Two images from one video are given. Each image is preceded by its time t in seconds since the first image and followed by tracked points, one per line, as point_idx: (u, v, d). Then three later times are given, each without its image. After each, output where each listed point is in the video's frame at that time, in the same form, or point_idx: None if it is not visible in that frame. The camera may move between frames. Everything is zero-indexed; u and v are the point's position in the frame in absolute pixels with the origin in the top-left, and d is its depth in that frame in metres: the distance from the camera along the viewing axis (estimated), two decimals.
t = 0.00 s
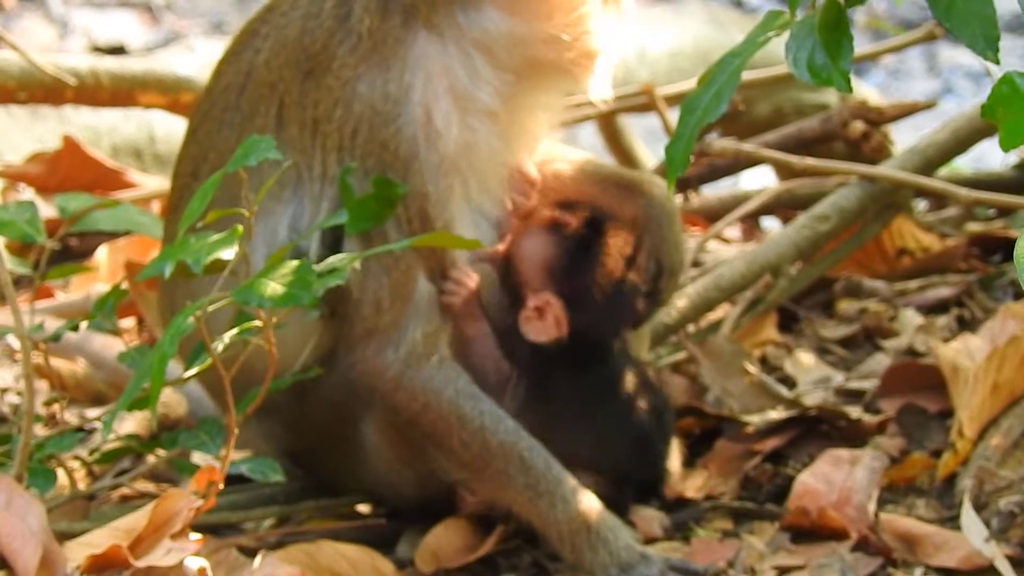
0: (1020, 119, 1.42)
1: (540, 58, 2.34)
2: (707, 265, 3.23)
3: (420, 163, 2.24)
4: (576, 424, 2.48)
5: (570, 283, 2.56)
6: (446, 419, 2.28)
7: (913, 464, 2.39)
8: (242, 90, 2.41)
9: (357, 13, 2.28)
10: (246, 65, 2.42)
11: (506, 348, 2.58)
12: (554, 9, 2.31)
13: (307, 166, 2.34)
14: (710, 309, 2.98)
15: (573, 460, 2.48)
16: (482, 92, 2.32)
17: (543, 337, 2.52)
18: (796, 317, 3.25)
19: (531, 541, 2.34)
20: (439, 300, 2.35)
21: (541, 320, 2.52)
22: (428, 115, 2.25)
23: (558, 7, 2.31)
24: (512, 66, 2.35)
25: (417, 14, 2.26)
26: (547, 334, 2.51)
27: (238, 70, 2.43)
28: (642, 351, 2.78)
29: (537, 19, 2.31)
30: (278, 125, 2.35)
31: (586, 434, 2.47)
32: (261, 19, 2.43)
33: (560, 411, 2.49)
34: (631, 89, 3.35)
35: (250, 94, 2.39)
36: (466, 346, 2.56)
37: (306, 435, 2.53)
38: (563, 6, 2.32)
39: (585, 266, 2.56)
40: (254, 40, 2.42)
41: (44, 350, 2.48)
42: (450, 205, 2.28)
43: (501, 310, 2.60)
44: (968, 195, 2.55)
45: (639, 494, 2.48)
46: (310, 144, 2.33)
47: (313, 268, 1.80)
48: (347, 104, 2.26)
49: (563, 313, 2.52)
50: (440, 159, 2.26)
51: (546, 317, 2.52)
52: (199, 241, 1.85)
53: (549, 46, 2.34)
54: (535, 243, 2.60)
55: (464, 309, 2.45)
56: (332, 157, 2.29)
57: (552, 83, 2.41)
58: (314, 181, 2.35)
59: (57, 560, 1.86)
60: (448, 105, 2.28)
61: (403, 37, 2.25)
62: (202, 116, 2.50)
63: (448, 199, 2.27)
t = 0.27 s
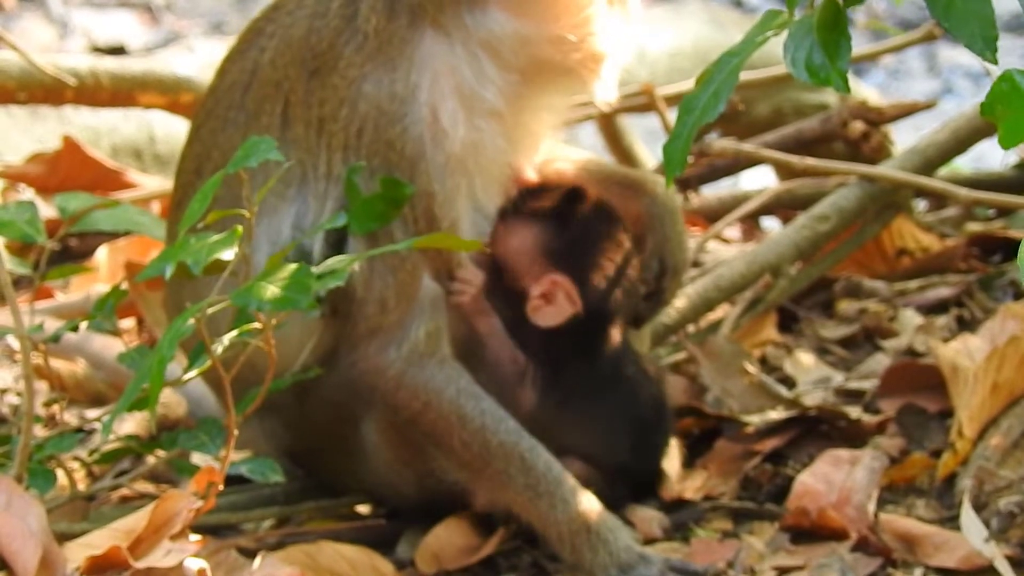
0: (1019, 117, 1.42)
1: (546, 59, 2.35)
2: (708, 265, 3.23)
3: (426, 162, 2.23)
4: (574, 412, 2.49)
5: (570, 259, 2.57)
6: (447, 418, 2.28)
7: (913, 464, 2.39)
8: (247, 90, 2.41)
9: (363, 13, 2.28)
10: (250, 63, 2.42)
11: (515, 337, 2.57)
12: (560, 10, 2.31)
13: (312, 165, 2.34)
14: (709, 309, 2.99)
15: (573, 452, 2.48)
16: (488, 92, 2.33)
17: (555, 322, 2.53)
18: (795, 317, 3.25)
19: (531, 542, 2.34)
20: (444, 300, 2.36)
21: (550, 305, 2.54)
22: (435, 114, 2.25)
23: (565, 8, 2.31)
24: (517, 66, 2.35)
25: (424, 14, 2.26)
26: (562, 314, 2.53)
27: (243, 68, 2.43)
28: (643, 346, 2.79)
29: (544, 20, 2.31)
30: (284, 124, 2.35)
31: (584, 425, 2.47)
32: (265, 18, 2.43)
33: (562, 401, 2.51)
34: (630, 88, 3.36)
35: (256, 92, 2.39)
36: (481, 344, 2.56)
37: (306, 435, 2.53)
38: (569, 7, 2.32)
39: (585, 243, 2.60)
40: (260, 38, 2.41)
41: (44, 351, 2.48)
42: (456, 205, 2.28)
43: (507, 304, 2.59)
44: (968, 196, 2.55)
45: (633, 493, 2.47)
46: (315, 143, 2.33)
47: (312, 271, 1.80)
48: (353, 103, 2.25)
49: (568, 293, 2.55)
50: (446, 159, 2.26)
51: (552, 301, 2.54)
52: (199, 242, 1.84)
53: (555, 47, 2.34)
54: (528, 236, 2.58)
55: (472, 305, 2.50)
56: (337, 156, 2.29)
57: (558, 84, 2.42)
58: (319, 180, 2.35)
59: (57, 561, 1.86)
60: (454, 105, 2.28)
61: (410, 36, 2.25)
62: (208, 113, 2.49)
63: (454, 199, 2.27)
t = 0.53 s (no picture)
0: (1018, 116, 1.42)
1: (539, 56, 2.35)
2: (707, 265, 3.23)
3: (425, 159, 2.23)
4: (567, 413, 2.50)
5: (569, 259, 2.58)
6: (448, 417, 2.27)
7: (913, 464, 2.39)
8: (245, 89, 2.41)
9: (358, 11, 2.29)
10: (249, 62, 2.41)
11: (512, 333, 2.59)
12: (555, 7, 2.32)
13: (311, 164, 2.34)
14: (709, 310, 2.99)
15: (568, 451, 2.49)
16: (485, 89, 2.34)
17: (548, 317, 2.54)
18: (795, 318, 3.25)
19: (532, 543, 2.34)
20: (444, 297, 2.36)
21: (547, 300, 2.54)
22: (432, 111, 2.25)
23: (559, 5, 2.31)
24: (512, 63, 2.36)
25: (420, 12, 2.27)
26: (556, 310, 2.53)
27: (242, 67, 2.43)
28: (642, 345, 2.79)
29: (537, 17, 2.31)
30: (282, 122, 2.35)
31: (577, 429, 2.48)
32: (264, 16, 2.43)
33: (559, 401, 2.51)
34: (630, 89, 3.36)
35: (254, 91, 2.39)
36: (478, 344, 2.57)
37: (307, 434, 2.53)
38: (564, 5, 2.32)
39: (585, 240, 2.60)
40: (258, 37, 2.41)
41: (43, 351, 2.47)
42: (456, 203, 2.27)
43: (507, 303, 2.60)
44: (967, 196, 2.54)
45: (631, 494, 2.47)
46: (314, 142, 2.33)
47: (312, 270, 1.80)
48: (351, 101, 2.25)
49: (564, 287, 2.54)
50: (445, 156, 2.26)
51: (549, 296, 2.54)
52: (199, 241, 1.85)
53: (549, 44, 2.34)
54: (530, 233, 2.60)
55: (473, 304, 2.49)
56: (336, 155, 2.29)
57: (552, 81, 2.42)
58: (319, 178, 2.35)
59: (57, 560, 1.86)
60: (452, 102, 2.28)
61: (406, 34, 2.26)
62: (206, 113, 2.48)
63: (454, 196, 2.27)
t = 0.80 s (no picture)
0: (1016, 115, 1.42)
1: (539, 56, 2.34)
2: (706, 265, 3.24)
3: (427, 159, 2.24)
4: (579, 408, 2.52)
5: (609, 242, 2.66)
6: (448, 416, 2.26)
7: (912, 463, 2.39)
8: (247, 88, 2.41)
9: (358, 8, 2.28)
10: (250, 60, 2.42)
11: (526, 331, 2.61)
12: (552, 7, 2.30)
13: (312, 163, 2.34)
14: (708, 309, 2.99)
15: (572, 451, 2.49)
16: (486, 87, 2.33)
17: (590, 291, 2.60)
18: (794, 318, 3.25)
19: (531, 543, 2.34)
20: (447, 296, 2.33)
21: (583, 276, 2.60)
22: (434, 109, 2.25)
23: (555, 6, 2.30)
24: (512, 62, 2.35)
25: (420, 10, 2.27)
26: (595, 285, 2.59)
27: (244, 64, 2.43)
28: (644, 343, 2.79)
29: (534, 17, 2.30)
30: (284, 120, 2.36)
31: (586, 425, 2.50)
32: (266, 15, 2.43)
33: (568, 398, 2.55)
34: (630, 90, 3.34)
35: (256, 90, 2.39)
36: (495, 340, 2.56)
37: (305, 434, 2.53)
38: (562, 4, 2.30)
39: (615, 233, 2.67)
40: (260, 35, 2.42)
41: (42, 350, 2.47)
42: (457, 203, 2.27)
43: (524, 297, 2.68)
44: (967, 196, 2.54)
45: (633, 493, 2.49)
46: (315, 140, 2.32)
47: (310, 271, 1.80)
48: (352, 100, 2.25)
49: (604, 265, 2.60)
50: (447, 155, 2.26)
51: (587, 272, 2.60)
52: (198, 241, 1.85)
53: (546, 44, 2.33)
54: (558, 221, 2.68)
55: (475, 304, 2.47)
56: (338, 153, 2.29)
57: (552, 81, 2.41)
58: (319, 177, 2.35)
59: (56, 560, 1.86)
60: (453, 100, 2.28)
61: (407, 32, 2.26)
62: (206, 112, 2.49)
63: (455, 196, 2.27)
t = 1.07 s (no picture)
0: (1013, 113, 1.42)
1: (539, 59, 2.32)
2: (706, 264, 3.24)
3: (430, 160, 2.24)
4: (578, 409, 2.51)
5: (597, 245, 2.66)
6: (448, 416, 2.26)
7: (911, 463, 2.39)
8: (249, 87, 2.41)
9: (363, 8, 2.27)
10: (254, 59, 2.42)
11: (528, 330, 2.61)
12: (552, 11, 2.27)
13: (314, 162, 2.34)
14: (708, 309, 2.99)
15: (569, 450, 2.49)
16: (489, 89, 2.34)
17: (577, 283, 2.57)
18: (793, 318, 3.25)
19: (530, 543, 2.34)
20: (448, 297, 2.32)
21: (574, 268, 2.57)
22: (438, 111, 2.26)
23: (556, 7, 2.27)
24: (514, 64, 2.33)
25: (424, 10, 2.26)
26: (586, 276, 2.57)
27: (247, 62, 2.43)
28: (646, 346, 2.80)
29: (534, 20, 2.27)
30: (287, 118, 2.35)
31: (588, 422, 2.49)
32: (269, 14, 2.43)
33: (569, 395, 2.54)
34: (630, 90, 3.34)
35: (259, 89, 2.39)
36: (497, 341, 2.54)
37: (305, 434, 2.53)
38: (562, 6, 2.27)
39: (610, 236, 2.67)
40: (264, 35, 2.42)
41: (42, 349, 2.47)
42: (459, 205, 2.28)
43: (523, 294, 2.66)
44: (967, 195, 2.54)
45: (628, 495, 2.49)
46: (318, 140, 2.32)
47: (309, 273, 1.80)
48: (356, 100, 2.25)
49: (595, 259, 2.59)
50: (450, 156, 2.27)
51: (579, 265, 2.57)
52: (198, 241, 1.84)
53: (547, 47, 2.31)
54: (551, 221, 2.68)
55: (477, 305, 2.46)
56: (341, 153, 2.29)
57: (552, 85, 2.39)
58: (322, 177, 2.34)
59: (55, 561, 1.86)
60: (457, 101, 2.29)
61: (412, 33, 2.26)
62: (209, 112, 2.49)
63: (458, 198, 2.28)
